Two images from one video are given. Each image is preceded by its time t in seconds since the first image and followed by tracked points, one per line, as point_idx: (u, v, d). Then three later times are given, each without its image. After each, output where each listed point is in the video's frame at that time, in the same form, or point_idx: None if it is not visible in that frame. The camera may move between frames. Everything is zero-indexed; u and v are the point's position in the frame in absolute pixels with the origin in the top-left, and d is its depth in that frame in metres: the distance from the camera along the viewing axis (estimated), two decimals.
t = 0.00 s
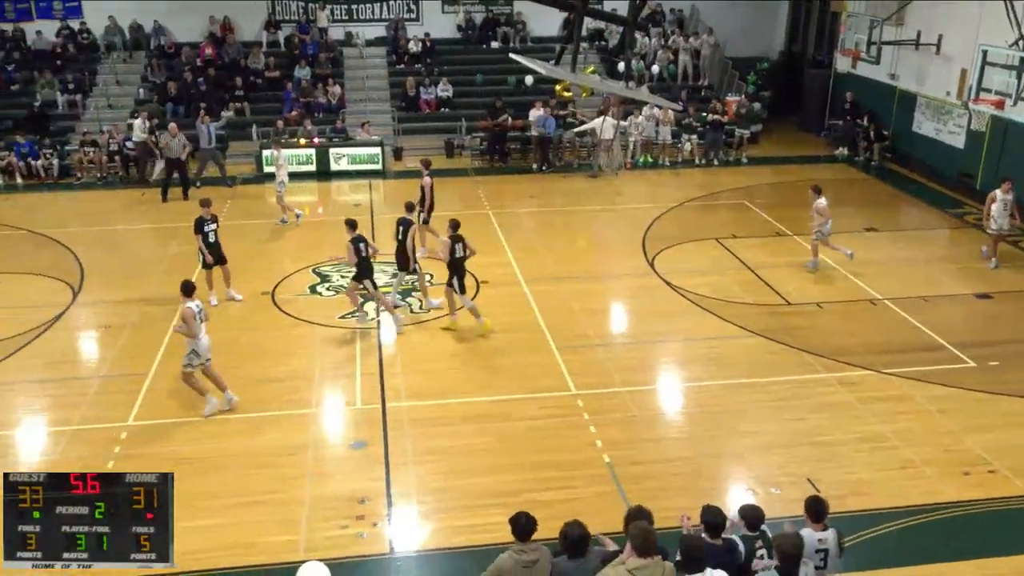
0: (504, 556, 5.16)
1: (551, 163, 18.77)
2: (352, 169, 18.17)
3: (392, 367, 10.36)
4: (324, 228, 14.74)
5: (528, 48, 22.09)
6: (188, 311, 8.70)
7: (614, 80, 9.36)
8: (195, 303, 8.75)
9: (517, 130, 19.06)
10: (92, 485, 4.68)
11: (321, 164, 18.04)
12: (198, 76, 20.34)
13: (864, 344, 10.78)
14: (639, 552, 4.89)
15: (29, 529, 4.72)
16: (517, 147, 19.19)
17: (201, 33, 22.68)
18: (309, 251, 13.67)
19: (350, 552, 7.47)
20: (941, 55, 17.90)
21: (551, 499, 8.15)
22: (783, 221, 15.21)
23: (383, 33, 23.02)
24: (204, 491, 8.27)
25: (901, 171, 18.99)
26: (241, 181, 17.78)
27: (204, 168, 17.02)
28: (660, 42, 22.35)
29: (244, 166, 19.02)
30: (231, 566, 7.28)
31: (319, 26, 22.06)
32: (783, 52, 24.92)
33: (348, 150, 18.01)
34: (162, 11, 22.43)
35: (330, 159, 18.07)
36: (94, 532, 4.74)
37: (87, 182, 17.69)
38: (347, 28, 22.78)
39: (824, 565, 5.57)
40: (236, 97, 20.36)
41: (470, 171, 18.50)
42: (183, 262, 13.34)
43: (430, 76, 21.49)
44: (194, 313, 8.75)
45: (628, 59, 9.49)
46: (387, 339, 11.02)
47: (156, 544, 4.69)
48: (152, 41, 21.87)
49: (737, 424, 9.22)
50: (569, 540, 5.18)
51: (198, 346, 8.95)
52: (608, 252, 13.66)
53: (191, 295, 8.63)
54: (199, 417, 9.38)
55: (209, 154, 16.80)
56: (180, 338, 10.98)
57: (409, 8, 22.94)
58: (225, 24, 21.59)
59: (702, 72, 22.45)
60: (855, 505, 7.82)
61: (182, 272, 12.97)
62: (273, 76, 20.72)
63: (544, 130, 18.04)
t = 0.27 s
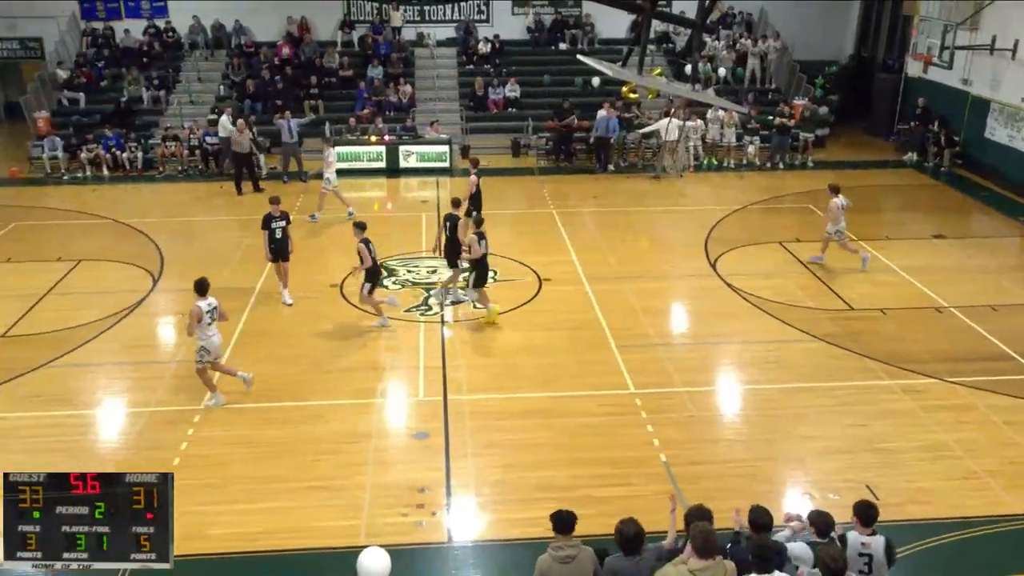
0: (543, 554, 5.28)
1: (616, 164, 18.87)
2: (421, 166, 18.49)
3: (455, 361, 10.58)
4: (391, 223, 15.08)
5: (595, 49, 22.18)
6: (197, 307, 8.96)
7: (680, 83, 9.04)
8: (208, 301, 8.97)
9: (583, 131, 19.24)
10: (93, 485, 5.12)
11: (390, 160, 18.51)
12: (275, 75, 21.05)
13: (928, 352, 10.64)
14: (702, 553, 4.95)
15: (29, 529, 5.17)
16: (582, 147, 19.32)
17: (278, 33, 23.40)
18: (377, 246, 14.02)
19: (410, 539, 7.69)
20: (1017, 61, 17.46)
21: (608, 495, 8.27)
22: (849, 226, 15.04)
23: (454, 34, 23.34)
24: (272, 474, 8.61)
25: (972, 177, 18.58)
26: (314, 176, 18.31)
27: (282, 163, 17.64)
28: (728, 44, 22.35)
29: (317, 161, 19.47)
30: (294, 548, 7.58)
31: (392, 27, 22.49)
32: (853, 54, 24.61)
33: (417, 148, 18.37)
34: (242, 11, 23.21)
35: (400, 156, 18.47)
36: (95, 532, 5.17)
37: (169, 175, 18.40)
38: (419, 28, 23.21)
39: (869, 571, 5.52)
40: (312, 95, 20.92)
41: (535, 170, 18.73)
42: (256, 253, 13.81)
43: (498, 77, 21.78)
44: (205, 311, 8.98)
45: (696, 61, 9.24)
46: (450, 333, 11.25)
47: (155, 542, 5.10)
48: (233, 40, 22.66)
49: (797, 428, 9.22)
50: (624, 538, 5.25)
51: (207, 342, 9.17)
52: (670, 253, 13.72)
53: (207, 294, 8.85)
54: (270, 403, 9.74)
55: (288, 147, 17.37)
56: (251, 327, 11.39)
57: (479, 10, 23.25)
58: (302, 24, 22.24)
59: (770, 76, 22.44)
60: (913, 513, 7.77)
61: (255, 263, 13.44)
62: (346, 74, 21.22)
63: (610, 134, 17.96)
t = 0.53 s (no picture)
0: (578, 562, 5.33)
1: (668, 167, 18.94)
2: (476, 167, 18.78)
3: (505, 358, 10.77)
4: (444, 222, 15.35)
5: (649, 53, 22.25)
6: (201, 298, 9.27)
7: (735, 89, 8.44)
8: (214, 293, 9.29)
9: (636, 134, 19.35)
10: (93, 485, 5.19)
11: (446, 161, 18.77)
12: (336, 76, 21.53)
13: (982, 362, 10.53)
14: (749, 557, 5.07)
15: (29, 529, 5.23)
16: (635, 150, 19.41)
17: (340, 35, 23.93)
18: (430, 244, 14.29)
19: (457, 531, 7.88)
20: None
21: (653, 494, 8.38)
22: (902, 232, 14.90)
23: (511, 37, 23.61)
24: (325, 463, 8.88)
25: None
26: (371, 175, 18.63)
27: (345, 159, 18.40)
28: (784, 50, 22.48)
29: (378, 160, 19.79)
30: (345, 535, 7.82)
31: (450, 30, 22.81)
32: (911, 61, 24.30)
33: (472, 149, 18.65)
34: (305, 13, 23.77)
35: (455, 156, 18.76)
36: (95, 532, 5.24)
37: (233, 171, 18.93)
38: (476, 31, 23.56)
39: None
40: (371, 96, 21.33)
41: (588, 172, 18.86)
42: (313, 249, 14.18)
43: (553, 79, 21.94)
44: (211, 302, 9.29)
45: (752, 66, 8.53)
46: (501, 330, 11.45)
47: (156, 543, 5.18)
48: (296, 41, 23.23)
49: (846, 434, 9.21)
50: (667, 537, 5.38)
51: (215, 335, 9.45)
52: (720, 256, 13.75)
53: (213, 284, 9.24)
54: (326, 395, 10.03)
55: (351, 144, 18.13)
56: (307, 320, 11.72)
57: (536, 13, 23.46)
58: (363, 26, 22.70)
59: (826, 81, 22.33)
60: (961, 523, 7.73)
61: (312, 258, 13.80)
62: (405, 76, 21.60)
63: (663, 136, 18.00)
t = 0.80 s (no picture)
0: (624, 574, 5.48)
1: (719, 171, 18.89)
2: (527, 168, 18.86)
3: (551, 358, 10.89)
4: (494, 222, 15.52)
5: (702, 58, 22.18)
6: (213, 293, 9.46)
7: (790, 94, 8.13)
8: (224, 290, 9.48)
9: (688, 138, 19.37)
10: (94, 484, 4.89)
11: (499, 162, 18.97)
12: (393, 78, 21.95)
13: None
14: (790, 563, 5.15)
15: (30, 528, 4.92)
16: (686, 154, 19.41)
17: (397, 37, 24.27)
18: (479, 244, 14.49)
19: (502, 526, 8.02)
20: None
21: (698, 497, 8.42)
22: (956, 240, 14.68)
23: (564, 41, 23.75)
24: (374, 456, 9.09)
25: None
26: (425, 174, 18.89)
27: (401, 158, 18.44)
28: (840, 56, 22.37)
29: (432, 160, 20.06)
30: (392, 528, 8.01)
31: (505, 33, 22.98)
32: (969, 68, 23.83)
33: (524, 151, 18.76)
34: (363, 16, 24.17)
35: (507, 158, 18.91)
36: (95, 531, 4.93)
37: (290, 170, 19.34)
38: (530, 35, 23.73)
39: None
40: (426, 97, 21.61)
41: (639, 175, 18.90)
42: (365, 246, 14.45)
43: (606, 83, 21.99)
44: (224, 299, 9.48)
45: (805, 70, 8.23)
46: (549, 330, 11.57)
47: (155, 544, 4.87)
48: (353, 44, 23.69)
49: (895, 443, 9.16)
50: (715, 543, 5.41)
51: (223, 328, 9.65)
52: (769, 261, 13.71)
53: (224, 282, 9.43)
54: (377, 389, 10.26)
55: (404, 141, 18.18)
56: (358, 317, 11.97)
57: (590, 17, 23.53)
58: (419, 29, 23.05)
59: (881, 87, 22.17)
60: (1012, 536, 7.64)
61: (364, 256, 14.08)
62: (460, 78, 21.85)
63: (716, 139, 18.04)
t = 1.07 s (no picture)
0: None
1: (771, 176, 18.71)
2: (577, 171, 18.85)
3: (598, 360, 10.92)
4: (543, 224, 15.58)
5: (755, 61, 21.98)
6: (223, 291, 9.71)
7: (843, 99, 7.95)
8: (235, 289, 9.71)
9: (739, 142, 19.21)
10: (93, 484, 4.84)
11: (548, 164, 18.96)
12: (446, 80, 22.20)
13: None
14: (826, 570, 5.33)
15: (29, 529, 4.84)
16: (738, 158, 19.27)
17: (450, 39, 24.46)
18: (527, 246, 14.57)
19: (545, 527, 8.07)
20: None
21: (743, 503, 8.38)
22: (1014, 250, 14.35)
23: (616, 44, 23.74)
24: (420, 453, 9.21)
25: None
26: (476, 176, 19.03)
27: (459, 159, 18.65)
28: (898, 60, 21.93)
29: (483, 161, 20.20)
30: (436, 524, 8.11)
31: (557, 36, 23.04)
32: None
33: (574, 153, 18.75)
34: (418, 18, 24.40)
35: (557, 160, 18.90)
36: (95, 532, 4.86)
37: (344, 169, 19.63)
38: (583, 38, 23.76)
39: None
40: (478, 99, 21.71)
41: (688, 179, 18.81)
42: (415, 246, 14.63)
43: (657, 86, 21.93)
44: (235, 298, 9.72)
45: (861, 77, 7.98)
46: (595, 332, 11.60)
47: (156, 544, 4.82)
48: (407, 46, 24.00)
49: (946, 455, 9.01)
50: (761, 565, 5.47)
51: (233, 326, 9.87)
52: (820, 267, 13.56)
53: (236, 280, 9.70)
54: (425, 386, 10.39)
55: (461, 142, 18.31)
56: (407, 315, 12.13)
57: (643, 21, 23.45)
58: (472, 32, 23.24)
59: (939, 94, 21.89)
60: None
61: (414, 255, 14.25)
62: (511, 80, 21.95)
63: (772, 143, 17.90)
